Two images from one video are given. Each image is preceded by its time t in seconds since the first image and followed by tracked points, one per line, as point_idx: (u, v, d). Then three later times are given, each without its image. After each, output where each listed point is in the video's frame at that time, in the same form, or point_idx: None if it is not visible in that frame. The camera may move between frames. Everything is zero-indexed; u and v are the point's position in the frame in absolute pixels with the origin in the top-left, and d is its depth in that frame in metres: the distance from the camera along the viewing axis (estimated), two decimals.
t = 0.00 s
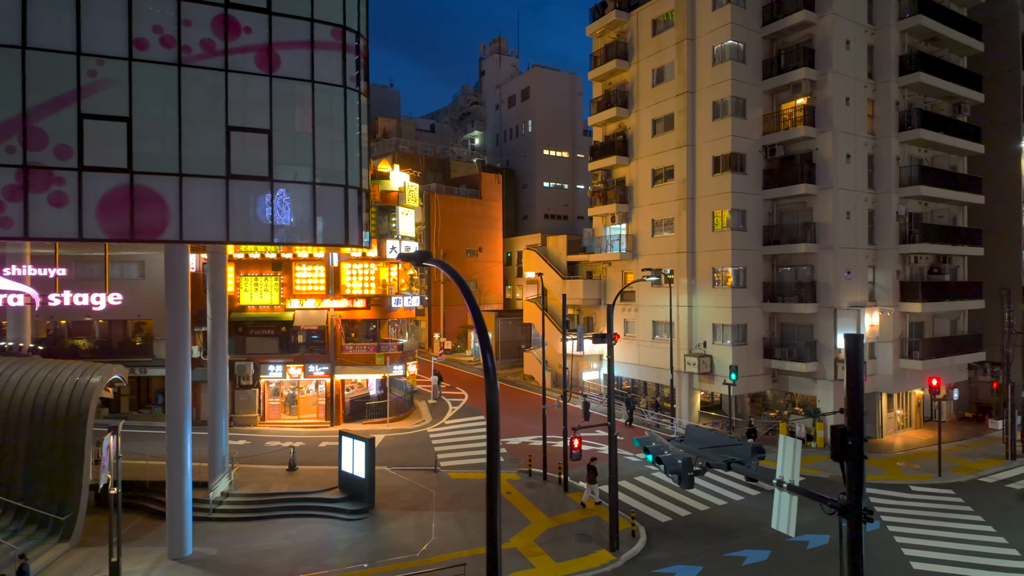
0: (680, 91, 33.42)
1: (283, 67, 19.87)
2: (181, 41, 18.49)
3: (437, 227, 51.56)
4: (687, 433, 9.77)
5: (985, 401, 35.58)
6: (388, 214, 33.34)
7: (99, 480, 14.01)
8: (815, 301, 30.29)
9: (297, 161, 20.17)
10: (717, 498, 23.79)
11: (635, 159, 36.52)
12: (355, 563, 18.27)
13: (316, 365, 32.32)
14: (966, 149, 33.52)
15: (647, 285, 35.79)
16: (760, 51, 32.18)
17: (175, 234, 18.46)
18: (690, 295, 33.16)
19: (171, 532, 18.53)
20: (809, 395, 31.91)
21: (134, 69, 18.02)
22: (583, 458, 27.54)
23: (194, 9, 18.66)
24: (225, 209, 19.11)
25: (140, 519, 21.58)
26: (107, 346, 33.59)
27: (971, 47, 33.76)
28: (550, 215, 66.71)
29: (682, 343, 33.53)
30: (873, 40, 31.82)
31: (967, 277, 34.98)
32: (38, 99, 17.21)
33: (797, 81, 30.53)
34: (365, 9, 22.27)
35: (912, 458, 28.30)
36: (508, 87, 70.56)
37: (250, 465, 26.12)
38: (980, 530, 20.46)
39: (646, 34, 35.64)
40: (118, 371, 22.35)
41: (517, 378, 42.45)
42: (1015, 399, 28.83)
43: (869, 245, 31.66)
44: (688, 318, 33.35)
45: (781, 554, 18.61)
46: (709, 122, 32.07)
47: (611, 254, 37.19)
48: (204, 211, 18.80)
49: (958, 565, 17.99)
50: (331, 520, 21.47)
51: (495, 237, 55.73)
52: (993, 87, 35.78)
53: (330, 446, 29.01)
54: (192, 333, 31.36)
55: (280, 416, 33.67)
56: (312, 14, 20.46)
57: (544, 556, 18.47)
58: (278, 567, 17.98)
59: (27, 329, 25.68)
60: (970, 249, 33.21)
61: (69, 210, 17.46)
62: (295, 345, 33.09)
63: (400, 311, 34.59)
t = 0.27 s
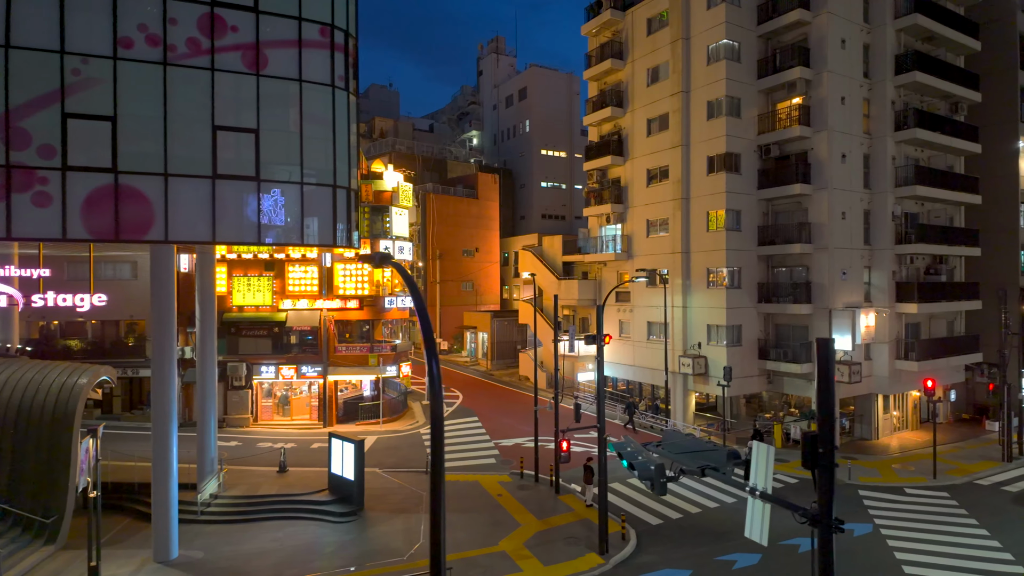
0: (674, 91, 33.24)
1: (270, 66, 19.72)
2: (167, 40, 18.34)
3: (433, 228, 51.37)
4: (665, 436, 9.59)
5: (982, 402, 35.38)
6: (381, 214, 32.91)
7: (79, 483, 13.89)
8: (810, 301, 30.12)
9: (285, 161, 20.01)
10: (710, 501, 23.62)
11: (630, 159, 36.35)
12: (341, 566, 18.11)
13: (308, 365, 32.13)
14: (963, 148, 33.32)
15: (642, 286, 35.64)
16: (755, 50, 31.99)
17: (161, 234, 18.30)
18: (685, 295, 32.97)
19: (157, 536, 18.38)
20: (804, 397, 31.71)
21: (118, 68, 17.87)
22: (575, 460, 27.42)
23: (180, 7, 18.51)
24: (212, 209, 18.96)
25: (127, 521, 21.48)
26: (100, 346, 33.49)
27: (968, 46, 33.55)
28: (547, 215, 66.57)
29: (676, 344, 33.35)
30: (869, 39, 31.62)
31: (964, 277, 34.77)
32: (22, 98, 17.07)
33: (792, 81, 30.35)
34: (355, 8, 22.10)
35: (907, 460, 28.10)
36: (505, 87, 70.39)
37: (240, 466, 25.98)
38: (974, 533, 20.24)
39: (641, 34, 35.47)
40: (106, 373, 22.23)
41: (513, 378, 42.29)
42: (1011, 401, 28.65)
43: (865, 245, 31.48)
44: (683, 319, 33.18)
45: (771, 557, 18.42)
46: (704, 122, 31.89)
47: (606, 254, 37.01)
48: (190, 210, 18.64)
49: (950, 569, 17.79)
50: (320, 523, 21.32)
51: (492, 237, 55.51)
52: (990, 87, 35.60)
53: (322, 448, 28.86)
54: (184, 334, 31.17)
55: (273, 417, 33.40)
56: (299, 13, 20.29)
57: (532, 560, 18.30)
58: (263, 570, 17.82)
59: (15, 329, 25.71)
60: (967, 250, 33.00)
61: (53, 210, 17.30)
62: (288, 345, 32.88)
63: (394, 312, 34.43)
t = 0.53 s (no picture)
0: (668, 90, 33.06)
1: (256, 64, 19.54)
2: (150, 37, 18.16)
3: (428, 227, 51.20)
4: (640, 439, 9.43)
5: (978, 403, 35.21)
6: (373, 214, 32.85)
7: (55, 485, 13.71)
8: (804, 301, 29.95)
9: (270, 159, 19.84)
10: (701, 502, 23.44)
11: (624, 158, 36.17)
12: (326, 568, 17.94)
13: (300, 365, 32.04)
14: (958, 147, 33.11)
15: (636, 286, 35.50)
16: (749, 49, 31.82)
17: (144, 233, 18.15)
18: (679, 295, 32.80)
19: (141, 538, 18.20)
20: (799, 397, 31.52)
21: (101, 65, 17.70)
22: (566, 461, 27.29)
23: (164, 5, 18.34)
24: (196, 208, 18.81)
25: (113, 523, 21.27)
26: (91, 347, 33.33)
27: (964, 44, 33.36)
28: (544, 215, 66.42)
29: (670, 344, 33.19)
30: (863, 37, 31.41)
31: (960, 277, 34.56)
32: (3, 96, 16.90)
33: (786, 79, 30.17)
34: (342, 5, 21.92)
35: (901, 460, 27.91)
36: (502, 86, 70.25)
37: (229, 467, 25.80)
38: (966, 535, 20.04)
39: (635, 32, 35.27)
40: (93, 373, 22.08)
41: (507, 378, 42.10)
42: (1006, 401, 28.51)
43: (860, 244, 31.28)
44: (677, 319, 33.00)
45: (760, 559, 18.22)
46: (697, 120, 31.72)
47: (600, 254, 36.83)
48: (174, 209, 18.50)
49: (940, 571, 17.60)
50: (307, 524, 21.16)
51: (489, 237, 55.27)
52: (985, 85, 35.42)
53: (312, 449, 28.68)
54: (176, 333, 30.99)
55: (264, 417, 33.24)
56: (285, 10, 20.11)
57: (519, 562, 18.11)
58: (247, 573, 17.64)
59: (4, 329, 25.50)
60: (963, 249, 32.78)
61: (34, 209, 17.14)
62: (280, 346, 32.65)
63: (386, 312, 34.00)
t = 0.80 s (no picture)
0: (662, 90, 32.89)
1: (242, 63, 19.38)
2: (135, 36, 18.01)
3: (424, 228, 51.05)
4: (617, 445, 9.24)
5: (974, 404, 35.02)
6: (367, 213, 32.62)
7: (33, 489, 13.55)
8: (798, 302, 29.77)
9: (257, 159, 19.66)
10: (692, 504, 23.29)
11: (619, 158, 36.00)
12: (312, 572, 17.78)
13: (292, 367, 32.08)
14: (954, 147, 32.93)
15: (631, 286, 35.33)
16: (743, 48, 31.65)
17: (129, 234, 18.02)
18: (673, 296, 32.64)
19: (125, 542, 18.04)
20: (794, 399, 31.34)
21: (85, 65, 17.56)
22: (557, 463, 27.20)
23: (149, 4, 18.19)
24: (182, 209, 18.68)
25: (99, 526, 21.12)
26: (84, 347, 33.18)
27: (960, 44, 33.16)
28: (541, 216, 66.26)
29: (664, 346, 33.03)
30: (859, 37, 31.24)
31: (956, 278, 34.36)
32: None
33: (781, 79, 29.99)
34: (330, 4, 21.76)
35: (895, 462, 27.75)
36: (499, 86, 70.08)
37: (218, 469, 25.67)
38: (959, 539, 19.85)
39: (629, 32, 35.10)
40: (81, 374, 21.93)
41: (502, 379, 41.90)
42: (1001, 403, 28.35)
43: (855, 245, 31.11)
44: (672, 320, 32.84)
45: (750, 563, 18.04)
46: (692, 120, 31.55)
47: (595, 254, 36.68)
48: (159, 210, 18.37)
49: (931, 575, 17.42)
50: (295, 527, 21.01)
51: (485, 237, 55.05)
52: (982, 85, 35.25)
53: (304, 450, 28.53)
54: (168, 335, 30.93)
55: (257, 419, 33.29)
56: (272, 10, 19.96)
57: (506, 566, 17.94)
58: None
59: None
60: (958, 250, 32.59)
61: (18, 209, 17.00)
62: (273, 347, 32.59)
63: (379, 312, 33.95)
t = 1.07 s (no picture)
0: (656, 89, 32.73)
1: (228, 61, 19.24)
2: (120, 34, 17.87)
3: (420, 227, 50.89)
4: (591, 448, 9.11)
5: (970, 405, 34.85)
6: (360, 212, 32.84)
7: (10, 491, 13.41)
8: (793, 302, 29.61)
9: (243, 158, 19.50)
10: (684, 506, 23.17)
11: (613, 158, 35.84)
12: (297, 574, 17.64)
13: (285, 367, 31.62)
14: (950, 146, 32.75)
15: (625, 286, 35.18)
16: (737, 47, 31.50)
17: (113, 234, 17.88)
18: (667, 296, 32.48)
19: (111, 544, 17.91)
20: (788, 400, 31.19)
21: (69, 63, 17.42)
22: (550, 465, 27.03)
23: (134, 1, 18.06)
24: (167, 208, 18.54)
25: (86, 527, 20.99)
26: (75, 348, 33.03)
27: (956, 42, 32.99)
28: (538, 216, 66.10)
29: (659, 346, 32.88)
30: (853, 36, 31.07)
31: (952, 278, 34.19)
32: None
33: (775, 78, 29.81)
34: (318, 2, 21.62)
35: (890, 463, 27.59)
36: (496, 86, 69.90)
37: (208, 470, 25.52)
38: (951, 540, 19.68)
39: (624, 31, 34.94)
40: (69, 375, 21.77)
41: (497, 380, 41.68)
42: (996, 404, 28.20)
43: (850, 245, 30.93)
44: (665, 320, 32.70)
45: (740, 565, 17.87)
46: (686, 120, 31.40)
47: (590, 254, 36.56)
48: (144, 209, 18.24)
49: None
50: (283, 529, 20.86)
51: (481, 237, 54.92)
52: (978, 84, 35.07)
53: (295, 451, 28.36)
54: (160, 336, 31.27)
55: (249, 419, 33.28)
56: (258, 8, 19.83)
57: (494, 568, 17.79)
58: None
59: None
60: (954, 250, 32.41)
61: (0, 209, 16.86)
62: (265, 347, 32.37)
63: (372, 312, 33.87)
